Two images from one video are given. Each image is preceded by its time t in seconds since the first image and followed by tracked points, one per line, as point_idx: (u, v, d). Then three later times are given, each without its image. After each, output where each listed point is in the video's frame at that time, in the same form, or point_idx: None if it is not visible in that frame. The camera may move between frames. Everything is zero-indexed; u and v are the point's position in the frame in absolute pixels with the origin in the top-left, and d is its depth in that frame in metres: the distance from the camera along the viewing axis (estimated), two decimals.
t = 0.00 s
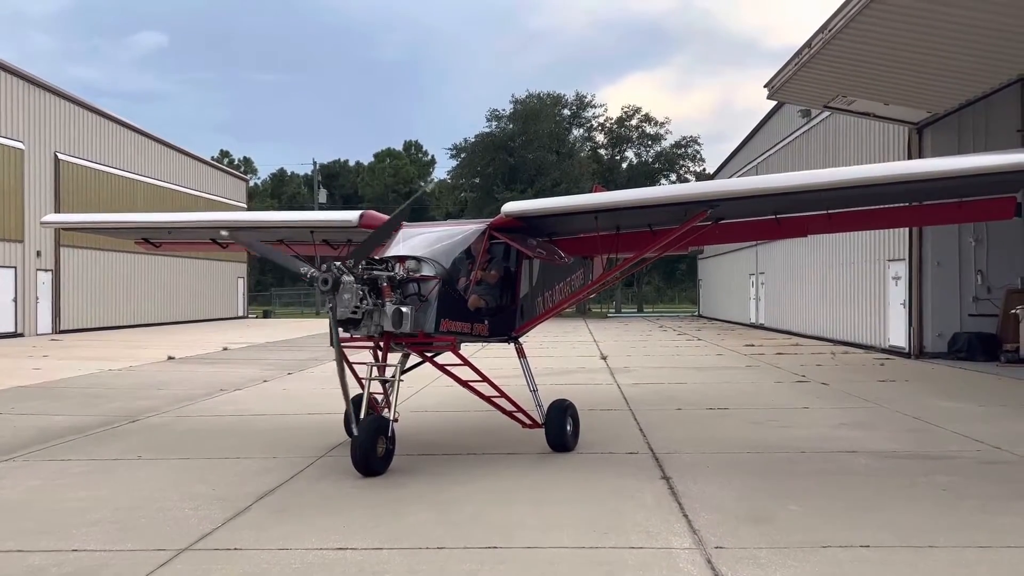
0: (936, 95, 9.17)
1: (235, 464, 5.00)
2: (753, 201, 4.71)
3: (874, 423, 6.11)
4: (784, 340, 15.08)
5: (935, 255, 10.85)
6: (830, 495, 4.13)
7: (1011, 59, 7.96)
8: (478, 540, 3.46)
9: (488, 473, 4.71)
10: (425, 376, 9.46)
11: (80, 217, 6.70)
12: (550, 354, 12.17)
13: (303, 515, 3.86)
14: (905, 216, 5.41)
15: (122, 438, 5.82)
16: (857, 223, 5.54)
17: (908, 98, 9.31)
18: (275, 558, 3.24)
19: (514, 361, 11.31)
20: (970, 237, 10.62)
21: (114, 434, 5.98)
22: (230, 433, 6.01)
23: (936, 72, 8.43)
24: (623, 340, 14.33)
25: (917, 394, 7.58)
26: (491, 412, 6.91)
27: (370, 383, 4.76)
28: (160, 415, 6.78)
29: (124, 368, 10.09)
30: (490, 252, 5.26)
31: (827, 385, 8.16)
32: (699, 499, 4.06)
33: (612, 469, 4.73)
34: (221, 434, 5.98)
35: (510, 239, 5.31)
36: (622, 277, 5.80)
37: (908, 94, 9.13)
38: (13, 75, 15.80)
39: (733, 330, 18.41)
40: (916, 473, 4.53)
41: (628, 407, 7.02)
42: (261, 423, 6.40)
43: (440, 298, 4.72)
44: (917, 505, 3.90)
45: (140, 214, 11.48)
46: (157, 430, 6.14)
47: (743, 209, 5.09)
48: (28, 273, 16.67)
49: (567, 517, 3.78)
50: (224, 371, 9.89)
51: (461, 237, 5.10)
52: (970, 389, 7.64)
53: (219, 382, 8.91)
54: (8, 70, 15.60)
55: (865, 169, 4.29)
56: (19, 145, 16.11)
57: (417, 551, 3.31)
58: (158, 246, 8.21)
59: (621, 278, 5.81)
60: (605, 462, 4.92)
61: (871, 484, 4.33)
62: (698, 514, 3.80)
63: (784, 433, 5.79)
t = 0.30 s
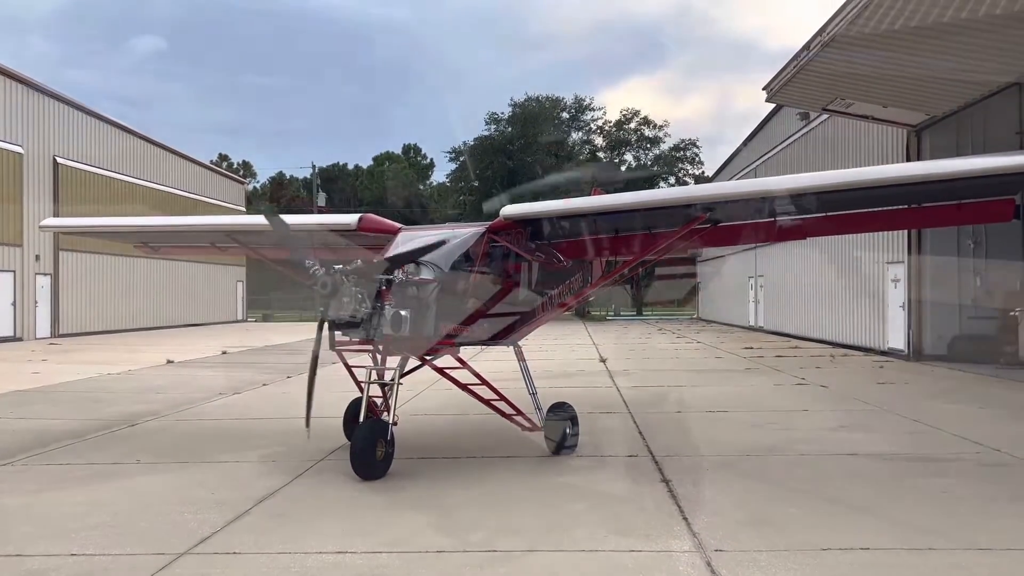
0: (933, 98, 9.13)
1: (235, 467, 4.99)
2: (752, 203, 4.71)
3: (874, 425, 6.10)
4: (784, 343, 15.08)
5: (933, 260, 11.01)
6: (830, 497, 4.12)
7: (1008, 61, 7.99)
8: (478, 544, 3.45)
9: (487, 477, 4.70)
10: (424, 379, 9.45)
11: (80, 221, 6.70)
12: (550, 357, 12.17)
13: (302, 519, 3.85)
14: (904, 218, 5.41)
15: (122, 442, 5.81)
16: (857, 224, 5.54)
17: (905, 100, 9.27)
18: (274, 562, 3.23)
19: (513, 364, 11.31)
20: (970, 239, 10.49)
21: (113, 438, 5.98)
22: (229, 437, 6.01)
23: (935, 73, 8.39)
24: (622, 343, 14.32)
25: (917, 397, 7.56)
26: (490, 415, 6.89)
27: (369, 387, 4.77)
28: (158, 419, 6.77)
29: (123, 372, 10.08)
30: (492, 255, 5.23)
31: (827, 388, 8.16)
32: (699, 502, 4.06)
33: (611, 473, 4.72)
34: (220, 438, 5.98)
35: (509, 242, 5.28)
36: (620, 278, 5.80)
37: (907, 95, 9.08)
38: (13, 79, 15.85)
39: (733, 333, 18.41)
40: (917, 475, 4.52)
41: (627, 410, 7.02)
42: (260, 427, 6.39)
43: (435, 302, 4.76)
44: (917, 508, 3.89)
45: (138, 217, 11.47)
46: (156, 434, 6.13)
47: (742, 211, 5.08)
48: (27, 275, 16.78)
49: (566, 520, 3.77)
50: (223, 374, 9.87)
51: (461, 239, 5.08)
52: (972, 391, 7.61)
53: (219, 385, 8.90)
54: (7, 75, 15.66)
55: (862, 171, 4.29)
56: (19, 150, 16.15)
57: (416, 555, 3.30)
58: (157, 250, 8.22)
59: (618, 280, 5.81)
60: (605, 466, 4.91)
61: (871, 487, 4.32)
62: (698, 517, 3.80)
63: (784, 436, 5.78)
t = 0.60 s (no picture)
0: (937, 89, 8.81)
1: (235, 471, 4.99)
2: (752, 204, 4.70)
3: (874, 426, 6.10)
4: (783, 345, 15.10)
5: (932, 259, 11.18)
6: (829, 498, 4.12)
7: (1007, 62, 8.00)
8: (481, 547, 3.44)
9: (488, 480, 4.70)
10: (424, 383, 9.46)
11: (79, 225, 6.71)
12: (550, 360, 12.19)
13: (303, 522, 3.85)
14: (907, 219, 5.38)
15: (122, 446, 5.81)
16: (859, 225, 5.52)
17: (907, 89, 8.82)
18: (272, 565, 3.23)
19: (513, 367, 11.32)
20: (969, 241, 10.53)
21: (113, 442, 5.97)
22: (230, 441, 6.00)
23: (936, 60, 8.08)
24: (622, 346, 14.35)
25: (918, 399, 7.55)
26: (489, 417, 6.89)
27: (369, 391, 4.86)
28: (159, 422, 6.78)
29: (122, 376, 10.10)
30: (496, 257, 5.24)
31: (827, 390, 8.16)
32: (700, 504, 4.06)
33: (612, 477, 4.71)
34: (221, 442, 5.97)
35: (515, 244, 5.27)
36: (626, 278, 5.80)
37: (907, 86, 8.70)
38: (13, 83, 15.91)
39: (733, 335, 18.45)
40: (917, 476, 4.53)
41: (628, 413, 7.01)
42: (260, 431, 6.40)
43: (435, 308, 5.01)
44: (918, 509, 3.89)
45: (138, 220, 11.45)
46: (156, 438, 6.14)
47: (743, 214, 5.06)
48: (25, 280, 17.62)
49: (568, 523, 3.77)
50: (222, 377, 9.88)
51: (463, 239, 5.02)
52: (972, 392, 7.61)
53: (218, 388, 8.91)
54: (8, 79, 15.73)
55: (862, 175, 4.29)
56: (18, 153, 16.31)
57: (416, 558, 3.30)
58: (157, 254, 8.23)
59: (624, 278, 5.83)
60: (605, 469, 4.91)
61: (872, 489, 4.32)
62: (699, 520, 3.79)
63: (784, 438, 5.78)
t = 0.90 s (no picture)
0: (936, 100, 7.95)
1: (236, 474, 4.97)
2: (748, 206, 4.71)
3: (876, 427, 6.09)
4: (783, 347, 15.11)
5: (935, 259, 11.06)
6: (833, 500, 4.10)
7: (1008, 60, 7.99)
8: (484, 551, 3.43)
9: (490, 482, 4.68)
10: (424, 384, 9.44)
11: (78, 228, 6.67)
12: (550, 361, 12.17)
13: (304, 524, 3.84)
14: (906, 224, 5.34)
15: (122, 450, 5.79)
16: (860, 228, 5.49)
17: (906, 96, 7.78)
18: (274, 569, 3.21)
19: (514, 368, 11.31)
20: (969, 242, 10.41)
21: (112, 445, 5.95)
22: (231, 444, 5.99)
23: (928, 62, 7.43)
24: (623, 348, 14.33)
25: (919, 399, 7.53)
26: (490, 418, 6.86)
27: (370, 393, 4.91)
28: (158, 425, 6.75)
29: (121, 379, 10.05)
30: (497, 261, 5.24)
31: (828, 392, 8.16)
32: (702, 506, 4.05)
33: (614, 478, 4.70)
34: (221, 445, 5.95)
35: (519, 248, 5.23)
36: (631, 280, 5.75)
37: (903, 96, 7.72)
38: None
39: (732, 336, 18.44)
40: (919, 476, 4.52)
41: (629, 415, 7.01)
42: (259, 434, 6.37)
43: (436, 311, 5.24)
44: (922, 511, 3.88)
45: (135, 221, 11.34)
46: (155, 441, 6.11)
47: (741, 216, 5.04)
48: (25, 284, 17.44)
49: (570, 527, 3.74)
50: (221, 381, 9.83)
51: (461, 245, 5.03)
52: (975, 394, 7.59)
53: (217, 391, 8.87)
54: None
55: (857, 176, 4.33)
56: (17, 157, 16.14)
57: (419, 562, 3.28)
58: (156, 256, 8.20)
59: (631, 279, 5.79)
60: (607, 471, 4.89)
61: (876, 490, 4.30)
62: (700, 522, 3.78)
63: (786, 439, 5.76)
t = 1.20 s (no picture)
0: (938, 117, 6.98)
1: (237, 474, 5.00)
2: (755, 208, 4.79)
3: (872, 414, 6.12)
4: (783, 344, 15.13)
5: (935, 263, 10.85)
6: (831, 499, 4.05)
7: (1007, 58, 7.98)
8: (482, 553, 3.43)
9: (489, 482, 4.70)
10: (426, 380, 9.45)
11: (79, 227, 6.68)
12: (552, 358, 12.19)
13: (303, 525, 3.84)
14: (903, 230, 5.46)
15: (125, 450, 5.80)
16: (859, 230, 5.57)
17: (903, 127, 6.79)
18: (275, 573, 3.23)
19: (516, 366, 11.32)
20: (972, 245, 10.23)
21: (115, 446, 5.96)
22: (233, 444, 6.01)
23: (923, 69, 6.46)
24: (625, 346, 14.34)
25: (916, 397, 7.56)
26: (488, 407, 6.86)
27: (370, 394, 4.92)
28: (162, 425, 6.78)
29: (123, 379, 10.05)
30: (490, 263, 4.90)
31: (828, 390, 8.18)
32: (699, 506, 4.07)
33: (611, 477, 4.71)
34: (223, 445, 5.98)
35: (512, 252, 4.84)
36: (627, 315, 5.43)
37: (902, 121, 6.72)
38: None
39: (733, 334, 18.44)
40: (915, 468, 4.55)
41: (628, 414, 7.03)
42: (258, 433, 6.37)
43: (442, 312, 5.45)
44: (921, 509, 3.89)
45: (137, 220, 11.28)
46: (157, 441, 6.11)
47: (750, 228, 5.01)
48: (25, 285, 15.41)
49: (569, 527, 3.77)
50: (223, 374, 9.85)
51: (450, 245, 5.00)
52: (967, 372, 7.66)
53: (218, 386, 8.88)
54: None
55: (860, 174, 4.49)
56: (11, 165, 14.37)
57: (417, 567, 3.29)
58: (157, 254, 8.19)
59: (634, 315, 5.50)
60: (606, 472, 4.86)
61: (873, 488, 4.33)
62: (697, 521, 3.81)
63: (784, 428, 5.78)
